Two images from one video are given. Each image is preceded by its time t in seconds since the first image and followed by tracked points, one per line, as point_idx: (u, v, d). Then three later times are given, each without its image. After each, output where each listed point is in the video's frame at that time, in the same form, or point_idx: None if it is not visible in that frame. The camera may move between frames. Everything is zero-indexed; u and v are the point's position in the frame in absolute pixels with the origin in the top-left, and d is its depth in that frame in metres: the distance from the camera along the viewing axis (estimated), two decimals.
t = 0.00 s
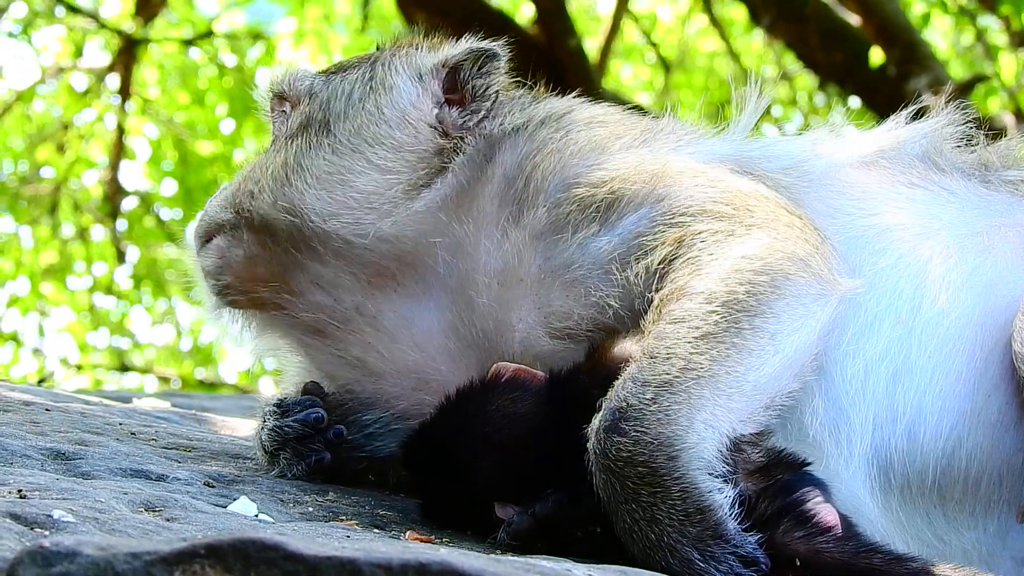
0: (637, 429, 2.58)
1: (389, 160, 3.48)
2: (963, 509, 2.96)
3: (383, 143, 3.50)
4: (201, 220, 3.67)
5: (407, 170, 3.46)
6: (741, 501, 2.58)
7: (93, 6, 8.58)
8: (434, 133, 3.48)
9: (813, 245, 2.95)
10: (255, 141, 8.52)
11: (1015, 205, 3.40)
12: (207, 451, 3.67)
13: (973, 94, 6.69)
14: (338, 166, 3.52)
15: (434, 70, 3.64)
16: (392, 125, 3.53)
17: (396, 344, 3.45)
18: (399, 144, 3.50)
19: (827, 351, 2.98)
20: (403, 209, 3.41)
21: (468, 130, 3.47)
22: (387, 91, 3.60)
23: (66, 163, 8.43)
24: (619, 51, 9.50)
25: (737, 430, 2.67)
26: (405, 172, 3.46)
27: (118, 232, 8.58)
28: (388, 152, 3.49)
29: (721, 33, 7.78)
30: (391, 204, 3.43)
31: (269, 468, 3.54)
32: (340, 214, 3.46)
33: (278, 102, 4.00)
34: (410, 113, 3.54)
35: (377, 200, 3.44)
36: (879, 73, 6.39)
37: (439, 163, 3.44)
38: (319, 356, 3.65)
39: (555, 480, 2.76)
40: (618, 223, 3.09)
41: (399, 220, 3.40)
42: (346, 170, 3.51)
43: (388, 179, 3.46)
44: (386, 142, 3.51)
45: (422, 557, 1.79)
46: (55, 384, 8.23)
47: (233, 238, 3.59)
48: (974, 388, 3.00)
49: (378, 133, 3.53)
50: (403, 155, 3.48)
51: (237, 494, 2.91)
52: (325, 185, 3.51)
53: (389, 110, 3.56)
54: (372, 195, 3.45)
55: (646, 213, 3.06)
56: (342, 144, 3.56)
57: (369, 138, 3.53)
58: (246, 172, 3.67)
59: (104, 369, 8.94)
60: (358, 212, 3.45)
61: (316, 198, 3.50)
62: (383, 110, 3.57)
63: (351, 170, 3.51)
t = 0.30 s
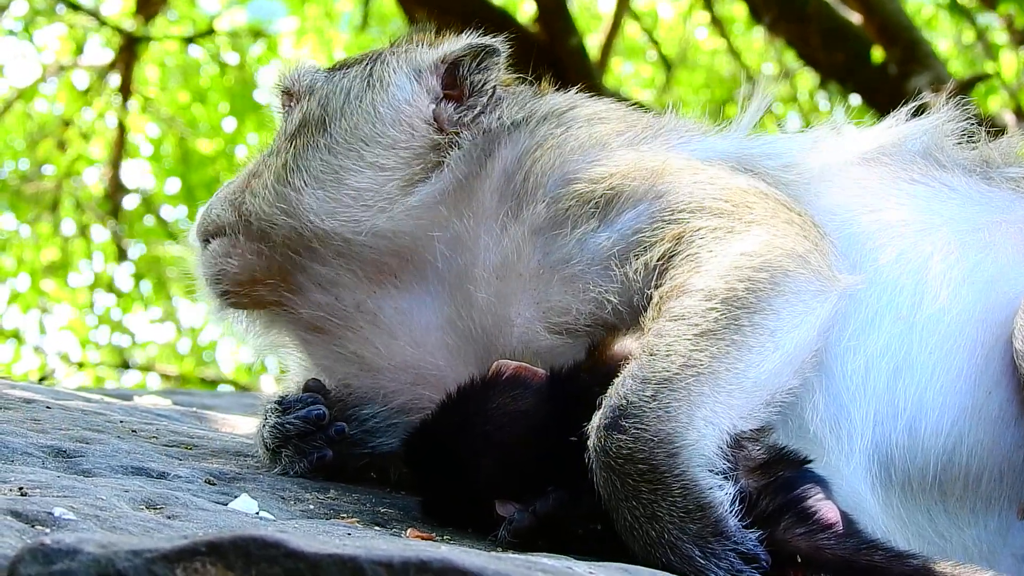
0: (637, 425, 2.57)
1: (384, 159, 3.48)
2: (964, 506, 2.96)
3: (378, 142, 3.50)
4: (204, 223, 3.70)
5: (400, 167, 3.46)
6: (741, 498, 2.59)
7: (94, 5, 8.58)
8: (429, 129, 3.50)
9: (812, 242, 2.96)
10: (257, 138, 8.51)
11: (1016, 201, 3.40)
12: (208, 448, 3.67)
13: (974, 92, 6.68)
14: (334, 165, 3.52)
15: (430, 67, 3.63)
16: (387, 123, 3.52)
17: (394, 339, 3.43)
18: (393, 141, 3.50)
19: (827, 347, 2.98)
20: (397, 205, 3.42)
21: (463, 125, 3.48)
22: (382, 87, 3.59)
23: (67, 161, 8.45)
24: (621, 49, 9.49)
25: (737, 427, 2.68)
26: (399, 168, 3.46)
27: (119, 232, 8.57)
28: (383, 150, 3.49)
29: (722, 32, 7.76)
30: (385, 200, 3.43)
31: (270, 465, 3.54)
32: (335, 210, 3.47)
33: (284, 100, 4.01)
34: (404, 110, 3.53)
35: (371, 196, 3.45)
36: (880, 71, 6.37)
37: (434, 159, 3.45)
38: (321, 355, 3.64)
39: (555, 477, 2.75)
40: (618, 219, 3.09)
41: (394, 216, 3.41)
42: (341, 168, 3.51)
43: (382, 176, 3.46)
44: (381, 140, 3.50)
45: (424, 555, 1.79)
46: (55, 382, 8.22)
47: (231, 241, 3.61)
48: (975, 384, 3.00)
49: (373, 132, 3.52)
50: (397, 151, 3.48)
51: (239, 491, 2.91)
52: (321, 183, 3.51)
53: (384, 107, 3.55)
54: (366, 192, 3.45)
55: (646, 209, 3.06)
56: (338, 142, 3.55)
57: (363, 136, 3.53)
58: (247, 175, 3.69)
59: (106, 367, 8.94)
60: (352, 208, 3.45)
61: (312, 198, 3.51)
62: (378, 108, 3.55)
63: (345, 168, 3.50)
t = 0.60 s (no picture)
0: (637, 425, 2.57)
1: (381, 155, 3.49)
2: (964, 505, 2.95)
3: (375, 138, 3.52)
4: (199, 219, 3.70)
5: (398, 164, 3.47)
6: (741, 498, 2.59)
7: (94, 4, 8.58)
8: (426, 127, 3.50)
9: (811, 241, 2.95)
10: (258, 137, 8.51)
11: (1016, 200, 3.40)
12: (208, 448, 3.67)
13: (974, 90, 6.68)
14: (330, 161, 3.54)
15: (428, 65, 3.65)
16: (384, 120, 3.54)
17: (390, 335, 3.42)
18: (390, 138, 3.51)
19: (826, 346, 2.98)
20: (393, 202, 3.42)
21: (460, 124, 3.48)
22: (380, 84, 3.62)
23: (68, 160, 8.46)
24: (622, 48, 9.49)
25: (737, 426, 2.68)
26: (396, 166, 3.47)
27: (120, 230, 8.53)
28: (380, 147, 3.50)
29: (722, 31, 7.76)
30: (382, 197, 3.43)
31: (271, 464, 3.56)
32: (331, 208, 3.48)
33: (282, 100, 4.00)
34: (400, 107, 3.55)
35: (367, 194, 3.45)
36: (880, 69, 6.38)
37: (432, 158, 3.45)
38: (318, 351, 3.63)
39: (555, 477, 2.75)
40: (617, 218, 3.09)
41: (389, 213, 3.40)
42: (338, 164, 3.53)
43: (379, 173, 3.47)
44: (377, 136, 3.52)
45: (423, 554, 1.79)
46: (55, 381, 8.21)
47: (226, 232, 3.61)
48: (976, 384, 3.00)
49: (369, 128, 3.53)
50: (394, 148, 3.49)
51: (239, 491, 2.91)
52: (317, 178, 3.53)
53: (380, 104, 3.57)
54: (362, 190, 3.46)
55: (644, 208, 3.06)
56: (334, 139, 3.57)
57: (360, 133, 3.55)
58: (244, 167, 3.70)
59: (106, 367, 8.94)
60: (348, 206, 3.46)
61: (306, 192, 3.52)
62: (375, 105, 3.57)
63: (341, 164, 3.52)
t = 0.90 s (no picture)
0: (637, 428, 2.57)
1: (382, 155, 3.49)
2: (964, 509, 2.95)
3: (375, 139, 3.52)
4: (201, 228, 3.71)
5: (398, 165, 3.47)
6: (741, 501, 2.58)
7: (94, 7, 8.58)
8: (427, 128, 3.50)
9: (811, 244, 2.96)
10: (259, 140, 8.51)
11: (1017, 204, 3.40)
12: (208, 451, 3.66)
13: (975, 92, 6.68)
14: (331, 159, 3.55)
15: (430, 64, 3.65)
16: (385, 121, 3.54)
17: (391, 337, 3.42)
18: (391, 138, 3.51)
19: (827, 349, 2.98)
20: (391, 204, 3.42)
21: (461, 125, 3.48)
22: (382, 84, 3.62)
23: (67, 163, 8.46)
24: (623, 50, 9.49)
25: (737, 429, 2.68)
26: (396, 168, 3.47)
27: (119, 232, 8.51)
28: (381, 147, 3.50)
29: (723, 34, 7.76)
30: (381, 198, 3.43)
31: (271, 467, 3.53)
32: (330, 210, 3.48)
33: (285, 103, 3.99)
34: (401, 107, 3.55)
35: (365, 194, 3.45)
36: (880, 71, 6.38)
37: (431, 160, 3.45)
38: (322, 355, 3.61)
39: (555, 479, 2.75)
40: (616, 221, 3.09)
41: (388, 215, 3.41)
42: (339, 163, 3.53)
43: (379, 173, 3.47)
44: (378, 136, 3.52)
45: (423, 557, 1.78)
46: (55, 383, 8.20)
47: (229, 234, 3.61)
48: (976, 387, 3.00)
49: (371, 128, 3.54)
50: (395, 149, 3.49)
51: (239, 494, 2.91)
52: (317, 178, 3.53)
53: (383, 104, 3.57)
54: (362, 191, 3.46)
55: (644, 211, 3.07)
56: (336, 139, 3.58)
57: (362, 132, 3.55)
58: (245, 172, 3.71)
59: (106, 369, 8.94)
60: (348, 207, 3.46)
61: (305, 191, 3.52)
62: (377, 104, 3.57)
63: (341, 163, 3.53)
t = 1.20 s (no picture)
0: (637, 428, 2.57)
1: (379, 156, 3.50)
2: (964, 509, 2.95)
3: (373, 140, 3.52)
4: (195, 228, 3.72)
5: (396, 166, 3.47)
6: (741, 500, 2.58)
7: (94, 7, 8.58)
8: (425, 130, 3.50)
9: (810, 244, 2.96)
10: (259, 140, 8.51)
11: (1016, 204, 3.40)
12: (208, 451, 3.66)
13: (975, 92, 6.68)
14: (328, 163, 3.55)
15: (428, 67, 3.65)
16: (383, 122, 3.54)
17: (390, 337, 3.42)
18: (389, 140, 3.51)
19: (826, 350, 2.98)
20: (389, 204, 3.42)
21: (460, 126, 3.48)
22: (378, 87, 3.62)
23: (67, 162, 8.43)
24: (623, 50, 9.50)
25: (737, 429, 2.68)
26: (395, 168, 3.47)
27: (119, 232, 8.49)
28: (378, 149, 3.51)
29: (724, 34, 7.77)
30: (379, 199, 3.43)
31: (270, 467, 3.53)
32: (329, 210, 3.48)
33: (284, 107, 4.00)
34: (399, 108, 3.56)
35: (363, 195, 3.45)
36: (880, 72, 6.39)
37: (431, 160, 3.45)
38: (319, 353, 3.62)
39: (553, 478, 2.74)
40: (615, 221, 3.09)
41: (386, 215, 3.41)
42: (336, 166, 3.54)
43: (376, 175, 3.47)
44: (376, 137, 3.53)
45: (423, 557, 1.78)
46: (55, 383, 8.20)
47: (225, 234, 3.61)
48: (976, 388, 3.00)
49: (368, 130, 3.54)
50: (392, 150, 3.50)
51: (239, 494, 2.91)
52: (314, 180, 3.53)
53: (380, 107, 3.58)
54: (360, 191, 3.46)
55: (643, 211, 3.06)
56: (332, 142, 3.58)
57: (359, 134, 3.55)
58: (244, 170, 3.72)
59: (107, 369, 8.94)
60: (346, 208, 3.46)
61: (303, 193, 3.53)
62: (374, 107, 3.58)
63: (339, 166, 3.53)
